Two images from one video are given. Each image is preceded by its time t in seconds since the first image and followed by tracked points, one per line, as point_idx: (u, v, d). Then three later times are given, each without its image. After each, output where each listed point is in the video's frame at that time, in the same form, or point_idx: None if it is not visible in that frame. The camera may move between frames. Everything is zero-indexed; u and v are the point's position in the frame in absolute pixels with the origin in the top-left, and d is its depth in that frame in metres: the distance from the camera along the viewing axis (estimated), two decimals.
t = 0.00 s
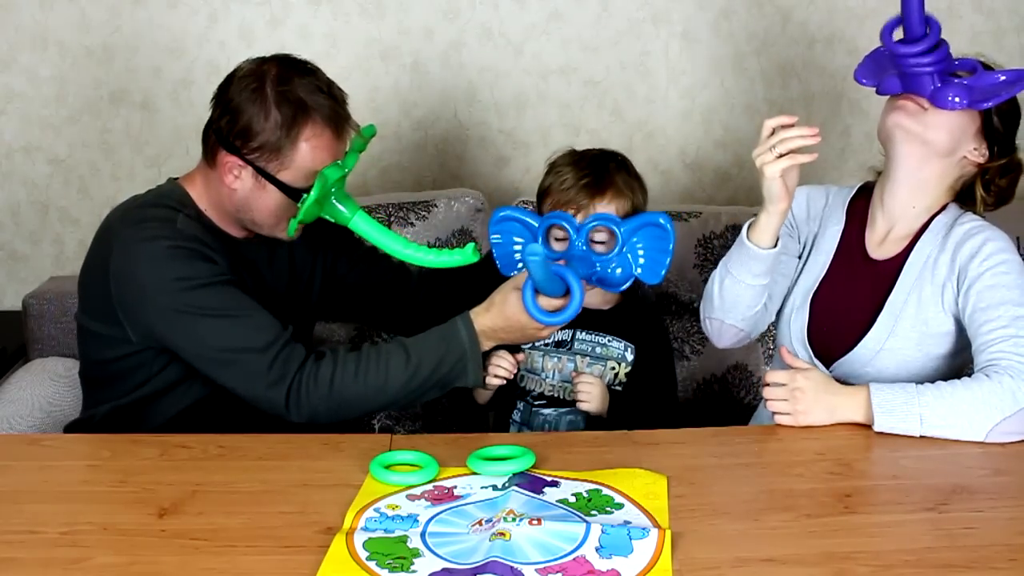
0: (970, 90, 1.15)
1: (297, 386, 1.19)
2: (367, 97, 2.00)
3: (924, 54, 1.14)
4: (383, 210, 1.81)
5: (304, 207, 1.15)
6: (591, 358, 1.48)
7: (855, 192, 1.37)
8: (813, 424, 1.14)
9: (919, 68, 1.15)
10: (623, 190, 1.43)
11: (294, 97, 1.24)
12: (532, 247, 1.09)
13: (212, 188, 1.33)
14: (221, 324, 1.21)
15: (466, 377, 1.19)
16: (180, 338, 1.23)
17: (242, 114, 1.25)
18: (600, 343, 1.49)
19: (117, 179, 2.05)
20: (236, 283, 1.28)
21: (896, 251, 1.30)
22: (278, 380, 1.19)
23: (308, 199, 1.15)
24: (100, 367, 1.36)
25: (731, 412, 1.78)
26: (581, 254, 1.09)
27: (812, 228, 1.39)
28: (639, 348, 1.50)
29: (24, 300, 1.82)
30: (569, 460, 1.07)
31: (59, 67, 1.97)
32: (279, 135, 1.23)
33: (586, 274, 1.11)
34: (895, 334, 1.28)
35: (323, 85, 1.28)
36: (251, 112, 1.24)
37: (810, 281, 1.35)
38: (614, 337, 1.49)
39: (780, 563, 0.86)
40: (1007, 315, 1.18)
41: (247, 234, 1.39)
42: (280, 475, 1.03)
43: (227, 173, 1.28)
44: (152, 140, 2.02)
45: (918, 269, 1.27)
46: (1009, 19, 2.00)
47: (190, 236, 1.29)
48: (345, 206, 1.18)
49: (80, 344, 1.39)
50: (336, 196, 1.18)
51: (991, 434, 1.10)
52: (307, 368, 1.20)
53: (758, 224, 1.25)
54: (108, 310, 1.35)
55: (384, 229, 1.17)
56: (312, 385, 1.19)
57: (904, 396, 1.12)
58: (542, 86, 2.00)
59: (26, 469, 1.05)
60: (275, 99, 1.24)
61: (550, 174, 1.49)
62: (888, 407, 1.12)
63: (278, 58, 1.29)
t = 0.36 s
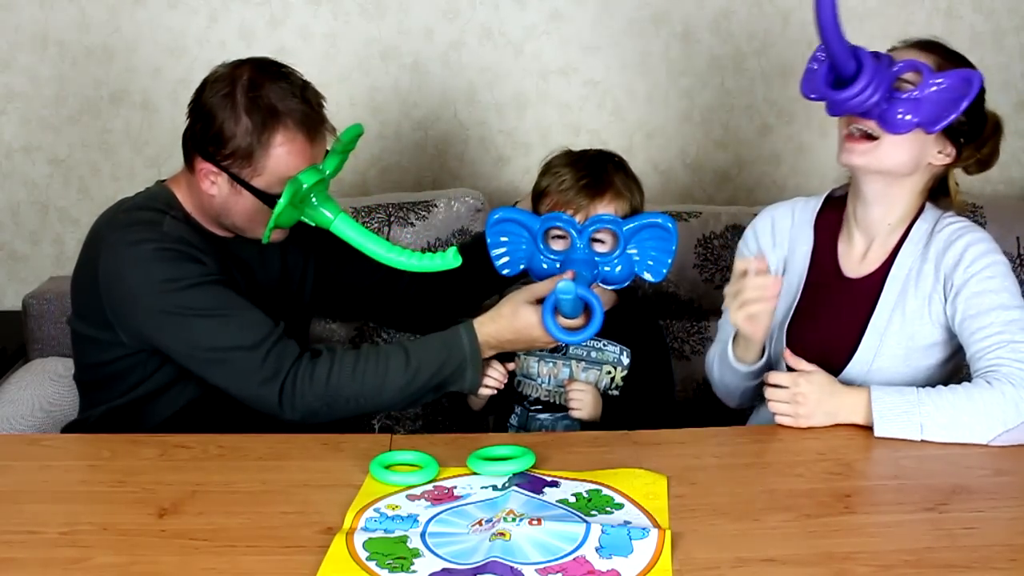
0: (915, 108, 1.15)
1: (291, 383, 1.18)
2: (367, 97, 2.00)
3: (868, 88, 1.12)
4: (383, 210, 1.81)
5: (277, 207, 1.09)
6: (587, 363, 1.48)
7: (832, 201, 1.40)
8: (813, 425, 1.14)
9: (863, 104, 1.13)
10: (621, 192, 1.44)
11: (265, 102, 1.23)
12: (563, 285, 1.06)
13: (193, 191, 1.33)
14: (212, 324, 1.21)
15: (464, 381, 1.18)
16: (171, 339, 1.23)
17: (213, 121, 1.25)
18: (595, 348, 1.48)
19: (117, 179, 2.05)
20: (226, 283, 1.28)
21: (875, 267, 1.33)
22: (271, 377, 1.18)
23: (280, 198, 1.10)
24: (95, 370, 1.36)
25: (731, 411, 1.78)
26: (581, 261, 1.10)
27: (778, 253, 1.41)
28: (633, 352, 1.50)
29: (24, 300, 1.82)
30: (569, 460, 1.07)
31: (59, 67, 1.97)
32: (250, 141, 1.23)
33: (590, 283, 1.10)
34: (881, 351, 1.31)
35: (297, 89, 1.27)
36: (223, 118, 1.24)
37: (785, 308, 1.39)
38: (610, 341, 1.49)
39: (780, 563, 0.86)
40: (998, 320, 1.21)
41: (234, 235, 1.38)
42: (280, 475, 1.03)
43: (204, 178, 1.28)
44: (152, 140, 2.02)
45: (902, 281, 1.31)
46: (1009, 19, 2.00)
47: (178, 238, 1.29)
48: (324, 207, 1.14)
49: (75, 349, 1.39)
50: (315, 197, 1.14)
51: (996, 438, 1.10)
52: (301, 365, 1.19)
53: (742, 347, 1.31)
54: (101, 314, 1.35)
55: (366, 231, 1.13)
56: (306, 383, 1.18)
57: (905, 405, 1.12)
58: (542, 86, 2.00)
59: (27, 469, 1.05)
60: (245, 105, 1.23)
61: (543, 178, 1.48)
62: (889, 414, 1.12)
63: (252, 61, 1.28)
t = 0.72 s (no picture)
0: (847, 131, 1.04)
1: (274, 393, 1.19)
2: (368, 97, 2.00)
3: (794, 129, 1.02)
4: (383, 210, 1.81)
5: (269, 204, 1.08)
6: (587, 368, 1.47)
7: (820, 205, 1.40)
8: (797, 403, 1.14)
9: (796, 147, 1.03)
10: (622, 193, 1.43)
11: (252, 100, 1.23)
12: (541, 285, 1.06)
13: (184, 193, 1.33)
14: (197, 333, 1.21)
15: (449, 394, 1.19)
16: (158, 346, 1.23)
17: (201, 121, 1.25)
18: (595, 352, 1.48)
19: (117, 179, 2.05)
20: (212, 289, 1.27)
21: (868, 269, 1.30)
22: (255, 386, 1.19)
23: (272, 196, 1.09)
24: (87, 374, 1.36)
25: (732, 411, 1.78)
26: (576, 262, 1.09)
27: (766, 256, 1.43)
28: (634, 356, 1.49)
29: (24, 300, 1.82)
30: (569, 460, 1.07)
31: (59, 67, 1.97)
32: (239, 139, 1.23)
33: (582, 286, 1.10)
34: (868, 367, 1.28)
35: (285, 87, 1.26)
36: (211, 117, 1.24)
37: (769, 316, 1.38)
38: (610, 346, 1.48)
39: (779, 563, 0.86)
40: (977, 335, 1.16)
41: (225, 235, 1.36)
42: (280, 475, 1.03)
43: (195, 180, 1.28)
44: (152, 140, 2.02)
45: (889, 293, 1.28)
46: (1009, 20, 1.99)
47: (166, 242, 1.28)
48: (317, 204, 1.14)
49: (66, 353, 1.39)
50: (308, 194, 1.13)
51: (941, 425, 1.07)
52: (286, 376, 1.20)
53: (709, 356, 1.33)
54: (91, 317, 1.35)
55: (364, 231, 1.13)
56: (289, 393, 1.19)
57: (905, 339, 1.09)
58: (542, 86, 2.00)
59: (26, 469, 1.05)
60: (232, 103, 1.23)
61: (546, 176, 1.49)
62: (887, 338, 1.09)
63: (239, 60, 1.28)
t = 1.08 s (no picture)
0: (810, 159, 1.07)
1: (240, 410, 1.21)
2: (368, 97, 2.00)
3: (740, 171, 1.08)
4: (383, 210, 1.81)
5: (252, 200, 1.07)
6: (588, 371, 1.47)
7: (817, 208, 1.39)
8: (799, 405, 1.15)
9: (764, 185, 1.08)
10: (623, 194, 1.44)
11: (238, 97, 1.23)
12: (569, 289, 1.07)
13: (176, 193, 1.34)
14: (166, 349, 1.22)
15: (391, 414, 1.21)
16: (125, 356, 1.24)
17: (189, 118, 1.25)
18: (596, 355, 1.48)
19: (117, 179, 2.05)
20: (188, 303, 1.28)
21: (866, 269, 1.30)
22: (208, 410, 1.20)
23: (255, 194, 1.08)
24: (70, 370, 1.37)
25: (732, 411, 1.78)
26: (581, 265, 1.09)
27: (757, 253, 1.43)
28: (634, 357, 1.49)
29: (24, 300, 1.82)
30: (569, 459, 1.07)
31: (59, 67, 1.97)
32: (224, 135, 1.23)
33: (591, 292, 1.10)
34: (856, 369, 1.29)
35: (271, 83, 1.26)
36: (198, 113, 1.24)
37: (760, 311, 1.39)
38: (610, 348, 1.48)
39: (780, 563, 0.86)
40: (969, 343, 1.17)
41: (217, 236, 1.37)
42: (279, 475, 1.03)
43: (183, 176, 1.29)
44: (152, 140, 2.02)
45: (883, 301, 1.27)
46: (1009, 19, 1.99)
47: (147, 249, 1.29)
48: (306, 203, 1.13)
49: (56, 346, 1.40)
50: (295, 192, 1.12)
51: (929, 425, 1.07)
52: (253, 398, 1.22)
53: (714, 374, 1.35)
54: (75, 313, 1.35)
55: (350, 228, 1.12)
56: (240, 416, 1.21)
57: (903, 340, 1.10)
58: (542, 86, 2.00)
59: (26, 469, 1.05)
60: (218, 100, 1.24)
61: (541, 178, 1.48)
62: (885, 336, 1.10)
63: (225, 57, 1.29)
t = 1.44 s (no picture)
0: (821, 177, 1.07)
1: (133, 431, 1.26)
2: (368, 98, 2.00)
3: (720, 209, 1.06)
4: (383, 210, 1.81)
5: (211, 240, 1.09)
6: (589, 367, 1.48)
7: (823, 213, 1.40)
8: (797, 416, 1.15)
9: (729, 228, 1.07)
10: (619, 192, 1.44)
11: (248, 146, 1.19)
12: (599, 284, 1.08)
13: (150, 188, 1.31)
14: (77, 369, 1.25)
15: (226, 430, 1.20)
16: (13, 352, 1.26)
17: (196, 137, 1.20)
18: (597, 352, 1.48)
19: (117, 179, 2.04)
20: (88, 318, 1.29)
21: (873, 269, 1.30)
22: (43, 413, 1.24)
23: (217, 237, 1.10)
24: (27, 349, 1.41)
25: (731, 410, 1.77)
26: (588, 262, 1.10)
27: (768, 253, 1.43)
28: (635, 355, 1.50)
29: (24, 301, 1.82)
30: (569, 459, 1.07)
31: (59, 67, 1.97)
32: (216, 170, 1.18)
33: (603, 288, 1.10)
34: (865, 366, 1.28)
35: (286, 148, 1.22)
36: (205, 137, 1.20)
37: (770, 310, 1.38)
38: (611, 345, 1.49)
39: (780, 563, 0.86)
40: (975, 342, 1.17)
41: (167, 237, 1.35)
42: (279, 475, 1.03)
43: (162, 179, 1.25)
44: (152, 140, 2.02)
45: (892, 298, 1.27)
46: (1010, 20, 1.99)
47: (77, 255, 1.29)
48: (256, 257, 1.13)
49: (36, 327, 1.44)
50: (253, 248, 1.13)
51: (925, 421, 1.08)
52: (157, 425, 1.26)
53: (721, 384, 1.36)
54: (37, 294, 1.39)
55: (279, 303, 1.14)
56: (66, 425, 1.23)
57: (893, 340, 1.10)
58: (542, 86, 2.00)
59: (25, 469, 1.05)
60: (228, 137, 1.19)
61: (535, 182, 1.48)
62: (876, 336, 1.10)
63: (262, 103, 1.23)
